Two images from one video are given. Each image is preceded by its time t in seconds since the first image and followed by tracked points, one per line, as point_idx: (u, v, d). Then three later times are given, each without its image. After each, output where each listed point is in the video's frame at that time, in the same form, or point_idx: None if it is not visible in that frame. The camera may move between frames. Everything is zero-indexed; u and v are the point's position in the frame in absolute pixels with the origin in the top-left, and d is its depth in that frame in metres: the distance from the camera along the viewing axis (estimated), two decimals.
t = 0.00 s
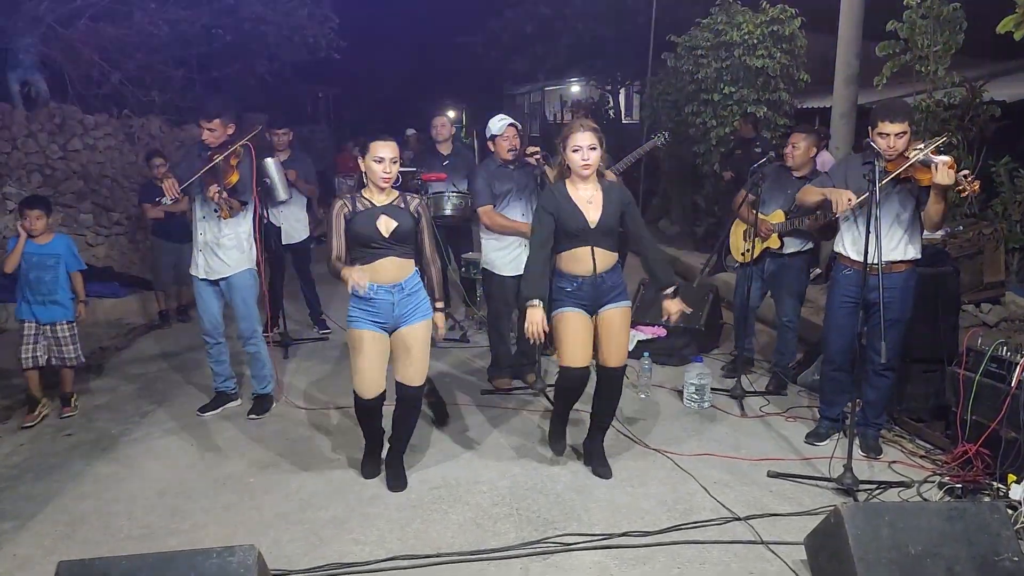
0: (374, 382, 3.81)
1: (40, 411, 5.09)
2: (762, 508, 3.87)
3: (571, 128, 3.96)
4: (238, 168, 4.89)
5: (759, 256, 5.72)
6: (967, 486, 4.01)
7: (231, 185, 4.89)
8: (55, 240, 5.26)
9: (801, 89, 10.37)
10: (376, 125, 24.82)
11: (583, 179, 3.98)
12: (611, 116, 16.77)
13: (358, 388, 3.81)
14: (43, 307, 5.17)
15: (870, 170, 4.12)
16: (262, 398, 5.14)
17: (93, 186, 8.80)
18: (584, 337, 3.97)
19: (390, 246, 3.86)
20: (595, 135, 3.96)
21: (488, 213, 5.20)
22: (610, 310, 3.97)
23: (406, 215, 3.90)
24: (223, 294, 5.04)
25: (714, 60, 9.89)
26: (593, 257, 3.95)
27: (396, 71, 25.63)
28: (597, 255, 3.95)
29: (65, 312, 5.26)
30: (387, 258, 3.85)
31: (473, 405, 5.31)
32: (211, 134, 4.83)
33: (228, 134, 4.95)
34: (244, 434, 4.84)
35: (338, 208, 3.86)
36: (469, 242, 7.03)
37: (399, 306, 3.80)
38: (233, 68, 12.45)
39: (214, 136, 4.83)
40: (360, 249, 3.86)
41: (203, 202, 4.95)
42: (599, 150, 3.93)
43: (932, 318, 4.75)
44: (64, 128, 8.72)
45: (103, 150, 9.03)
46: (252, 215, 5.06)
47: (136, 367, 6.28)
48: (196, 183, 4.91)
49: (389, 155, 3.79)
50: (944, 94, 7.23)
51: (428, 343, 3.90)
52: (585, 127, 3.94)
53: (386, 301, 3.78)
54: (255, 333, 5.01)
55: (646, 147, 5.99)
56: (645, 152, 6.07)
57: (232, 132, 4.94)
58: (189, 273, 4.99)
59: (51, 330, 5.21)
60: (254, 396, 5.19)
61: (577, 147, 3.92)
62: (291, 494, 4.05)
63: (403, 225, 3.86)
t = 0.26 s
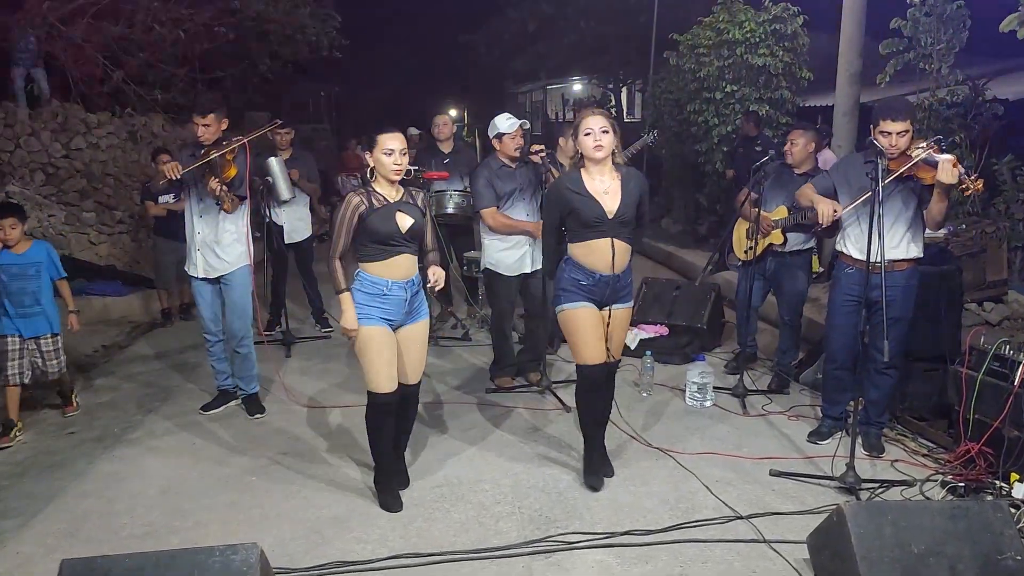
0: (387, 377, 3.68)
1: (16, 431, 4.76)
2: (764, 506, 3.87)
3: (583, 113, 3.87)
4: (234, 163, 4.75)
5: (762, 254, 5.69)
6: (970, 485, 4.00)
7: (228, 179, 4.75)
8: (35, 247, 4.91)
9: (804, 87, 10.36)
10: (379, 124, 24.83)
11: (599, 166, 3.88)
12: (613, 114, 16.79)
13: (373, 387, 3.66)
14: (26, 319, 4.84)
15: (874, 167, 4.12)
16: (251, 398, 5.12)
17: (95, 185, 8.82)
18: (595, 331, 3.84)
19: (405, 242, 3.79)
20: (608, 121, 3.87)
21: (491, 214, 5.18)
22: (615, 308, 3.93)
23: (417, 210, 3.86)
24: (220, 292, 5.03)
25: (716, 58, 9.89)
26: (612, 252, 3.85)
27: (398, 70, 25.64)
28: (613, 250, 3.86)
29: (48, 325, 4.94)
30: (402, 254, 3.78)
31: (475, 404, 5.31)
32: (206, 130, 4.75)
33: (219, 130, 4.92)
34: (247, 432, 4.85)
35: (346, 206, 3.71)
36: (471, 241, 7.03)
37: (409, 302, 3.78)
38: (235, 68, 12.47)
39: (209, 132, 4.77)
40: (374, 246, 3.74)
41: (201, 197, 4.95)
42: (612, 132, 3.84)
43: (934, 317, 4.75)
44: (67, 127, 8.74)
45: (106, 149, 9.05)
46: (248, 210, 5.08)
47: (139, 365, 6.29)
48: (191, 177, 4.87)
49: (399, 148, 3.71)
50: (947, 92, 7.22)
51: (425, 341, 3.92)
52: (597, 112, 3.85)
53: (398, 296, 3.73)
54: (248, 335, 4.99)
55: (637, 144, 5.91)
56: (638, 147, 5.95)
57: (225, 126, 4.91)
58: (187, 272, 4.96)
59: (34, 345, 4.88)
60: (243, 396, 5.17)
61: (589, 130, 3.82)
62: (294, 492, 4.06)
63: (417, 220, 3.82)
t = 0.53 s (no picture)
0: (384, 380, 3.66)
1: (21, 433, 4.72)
2: (766, 506, 3.87)
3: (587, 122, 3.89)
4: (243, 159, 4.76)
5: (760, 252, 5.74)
6: (972, 484, 4.00)
7: (239, 176, 4.76)
8: (18, 247, 4.68)
9: (805, 87, 10.35)
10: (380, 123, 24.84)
11: (602, 178, 3.87)
12: (614, 114, 16.80)
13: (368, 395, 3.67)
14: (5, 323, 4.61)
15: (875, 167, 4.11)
16: (261, 395, 5.11)
17: (97, 184, 8.82)
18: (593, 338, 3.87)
19: (408, 247, 3.79)
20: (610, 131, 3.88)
21: (495, 213, 5.17)
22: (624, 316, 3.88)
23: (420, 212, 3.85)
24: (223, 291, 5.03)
25: (718, 58, 9.88)
26: (615, 260, 3.85)
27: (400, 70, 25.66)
28: (616, 260, 3.85)
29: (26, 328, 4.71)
30: (403, 259, 3.79)
31: (476, 404, 5.31)
32: (212, 128, 4.78)
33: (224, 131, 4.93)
34: (248, 432, 4.85)
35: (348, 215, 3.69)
36: (472, 241, 7.03)
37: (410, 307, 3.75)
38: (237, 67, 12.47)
39: (214, 130, 4.79)
40: (377, 250, 3.74)
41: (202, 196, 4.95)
42: (615, 141, 3.85)
43: (937, 316, 4.74)
44: (68, 126, 8.74)
45: (108, 148, 9.06)
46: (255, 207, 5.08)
47: (141, 365, 6.29)
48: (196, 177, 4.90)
49: (402, 152, 3.69)
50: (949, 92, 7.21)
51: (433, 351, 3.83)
52: (601, 122, 3.87)
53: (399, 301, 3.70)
54: (256, 332, 5.02)
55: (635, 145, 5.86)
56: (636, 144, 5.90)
57: (230, 125, 4.95)
58: (190, 273, 4.96)
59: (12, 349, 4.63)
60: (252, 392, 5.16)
61: (591, 139, 3.83)
62: (295, 491, 4.06)
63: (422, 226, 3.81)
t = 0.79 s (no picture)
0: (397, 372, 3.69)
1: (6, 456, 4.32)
2: (767, 506, 3.87)
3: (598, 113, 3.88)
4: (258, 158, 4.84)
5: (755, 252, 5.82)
6: (973, 484, 4.00)
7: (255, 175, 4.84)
8: (5, 261, 4.42)
9: (806, 86, 10.34)
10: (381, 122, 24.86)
11: (605, 165, 3.83)
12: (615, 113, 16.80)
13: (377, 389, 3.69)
14: None
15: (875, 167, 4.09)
16: (270, 395, 5.14)
17: (98, 185, 8.80)
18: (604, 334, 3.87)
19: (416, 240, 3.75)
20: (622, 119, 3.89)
21: (496, 213, 5.01)
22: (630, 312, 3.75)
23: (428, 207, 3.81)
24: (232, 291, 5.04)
25: (719, 57, 9.87)
26: (602, 247, 3.80)
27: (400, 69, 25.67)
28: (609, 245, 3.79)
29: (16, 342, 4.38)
30: (415, 254, 3.72)
31: (477, 404, 5.31)
32: (226, 127, 4.77)
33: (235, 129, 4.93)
34: (250, 432, 4.85)
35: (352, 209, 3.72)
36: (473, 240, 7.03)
37: (423, 303, 3.73)
38: (237, 67, 12.46)
39: (228, 129, 4.79)
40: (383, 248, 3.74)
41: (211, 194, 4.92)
42: (621, 134, 3.81)
43: (938, 317, 4.73)
44: (70, 126, 8.74)
45: (109, 148, 9.06)
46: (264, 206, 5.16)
47: (142, 365, 6.29)
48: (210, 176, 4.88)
49: (405, 147, 3.69)
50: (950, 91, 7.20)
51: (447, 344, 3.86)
52: (611, 114, 3.85)
53: (411, 298, 3.68)
54: (265, 331, 5.04)
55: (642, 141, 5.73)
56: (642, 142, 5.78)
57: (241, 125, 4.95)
58: (196, 273, 4.95)
59: None
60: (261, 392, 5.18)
61: (597, 129, 3.81)
62: (297, 491, 4.06)
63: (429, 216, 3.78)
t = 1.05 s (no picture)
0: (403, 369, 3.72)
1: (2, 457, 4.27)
2: (767, 505, 3.87)
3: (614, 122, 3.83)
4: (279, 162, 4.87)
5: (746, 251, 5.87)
6: (973, 482, 4.00)
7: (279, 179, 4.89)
8: None
9: (805, 85, 10.35)
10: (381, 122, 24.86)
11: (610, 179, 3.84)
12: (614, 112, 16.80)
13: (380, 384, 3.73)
14: None
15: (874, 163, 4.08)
16: (271, 393, 5.16)
17: (98, 184, 8.80)
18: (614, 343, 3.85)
19: (418, 242, 3.78)
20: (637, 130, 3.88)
21: (495, 212, 5.16)
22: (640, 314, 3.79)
23: (433, 209, 3.78)
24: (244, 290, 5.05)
25: (718, 56, 9.88)
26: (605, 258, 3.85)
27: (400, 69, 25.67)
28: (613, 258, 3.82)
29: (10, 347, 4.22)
30: (416, 254, 3.78)
31: (476, 403, 5.31)
32: (245, 128, 4.78)
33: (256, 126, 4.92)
34: (249, 431, 4.85)
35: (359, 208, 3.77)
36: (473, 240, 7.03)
37: (427, 301, 3.76)
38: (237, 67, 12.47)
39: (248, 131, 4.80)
40: (388, 250, 3.80)
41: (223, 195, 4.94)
42: (627, 147, 3.77)
43: (937, 316, 4.73)
44: (69, 126, 8.84)
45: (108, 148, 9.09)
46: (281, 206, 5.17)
47: (142, 364, 6.29)
48: (230, 174, 4.91)
49: (419, 147, 3.70)
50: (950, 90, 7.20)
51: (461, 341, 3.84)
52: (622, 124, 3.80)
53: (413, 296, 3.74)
54: (275, 326, 5.04)
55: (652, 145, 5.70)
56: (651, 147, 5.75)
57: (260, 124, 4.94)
58: (206, 271, 4.94)
59: None
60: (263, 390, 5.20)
61: (605, 142, 3.79)
62: (296, 490, 4.06)
63: (431, 220, 3.77)
